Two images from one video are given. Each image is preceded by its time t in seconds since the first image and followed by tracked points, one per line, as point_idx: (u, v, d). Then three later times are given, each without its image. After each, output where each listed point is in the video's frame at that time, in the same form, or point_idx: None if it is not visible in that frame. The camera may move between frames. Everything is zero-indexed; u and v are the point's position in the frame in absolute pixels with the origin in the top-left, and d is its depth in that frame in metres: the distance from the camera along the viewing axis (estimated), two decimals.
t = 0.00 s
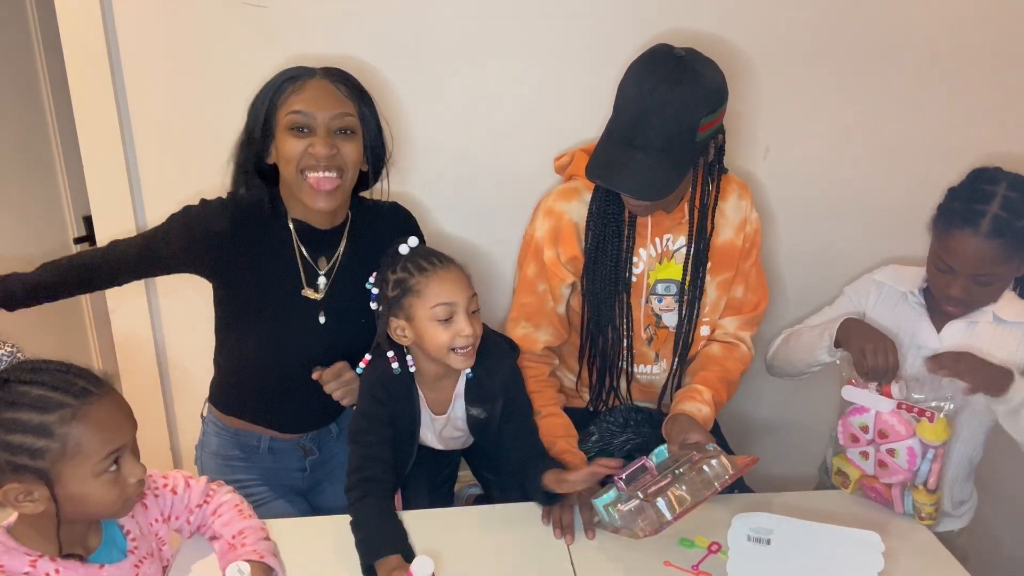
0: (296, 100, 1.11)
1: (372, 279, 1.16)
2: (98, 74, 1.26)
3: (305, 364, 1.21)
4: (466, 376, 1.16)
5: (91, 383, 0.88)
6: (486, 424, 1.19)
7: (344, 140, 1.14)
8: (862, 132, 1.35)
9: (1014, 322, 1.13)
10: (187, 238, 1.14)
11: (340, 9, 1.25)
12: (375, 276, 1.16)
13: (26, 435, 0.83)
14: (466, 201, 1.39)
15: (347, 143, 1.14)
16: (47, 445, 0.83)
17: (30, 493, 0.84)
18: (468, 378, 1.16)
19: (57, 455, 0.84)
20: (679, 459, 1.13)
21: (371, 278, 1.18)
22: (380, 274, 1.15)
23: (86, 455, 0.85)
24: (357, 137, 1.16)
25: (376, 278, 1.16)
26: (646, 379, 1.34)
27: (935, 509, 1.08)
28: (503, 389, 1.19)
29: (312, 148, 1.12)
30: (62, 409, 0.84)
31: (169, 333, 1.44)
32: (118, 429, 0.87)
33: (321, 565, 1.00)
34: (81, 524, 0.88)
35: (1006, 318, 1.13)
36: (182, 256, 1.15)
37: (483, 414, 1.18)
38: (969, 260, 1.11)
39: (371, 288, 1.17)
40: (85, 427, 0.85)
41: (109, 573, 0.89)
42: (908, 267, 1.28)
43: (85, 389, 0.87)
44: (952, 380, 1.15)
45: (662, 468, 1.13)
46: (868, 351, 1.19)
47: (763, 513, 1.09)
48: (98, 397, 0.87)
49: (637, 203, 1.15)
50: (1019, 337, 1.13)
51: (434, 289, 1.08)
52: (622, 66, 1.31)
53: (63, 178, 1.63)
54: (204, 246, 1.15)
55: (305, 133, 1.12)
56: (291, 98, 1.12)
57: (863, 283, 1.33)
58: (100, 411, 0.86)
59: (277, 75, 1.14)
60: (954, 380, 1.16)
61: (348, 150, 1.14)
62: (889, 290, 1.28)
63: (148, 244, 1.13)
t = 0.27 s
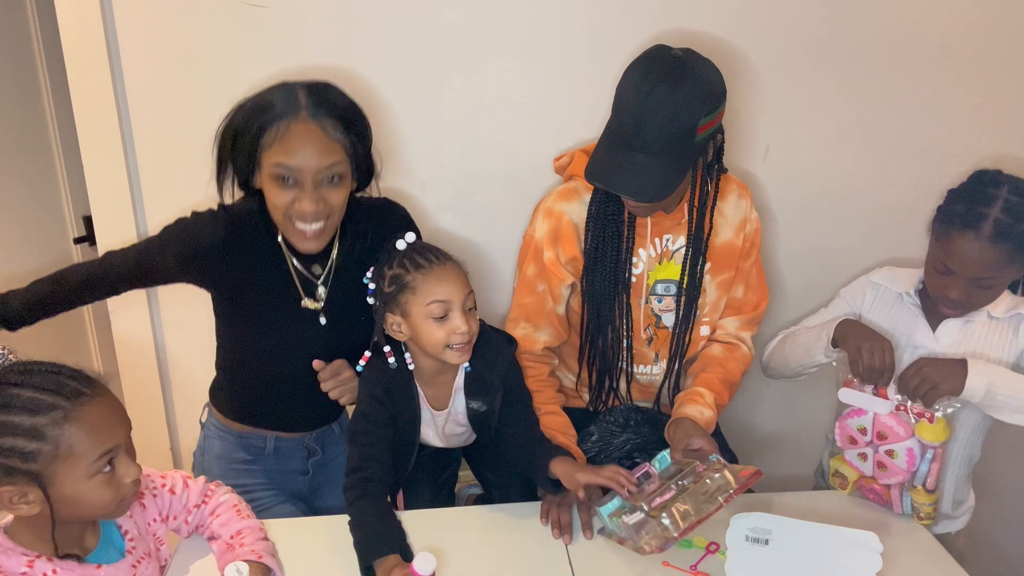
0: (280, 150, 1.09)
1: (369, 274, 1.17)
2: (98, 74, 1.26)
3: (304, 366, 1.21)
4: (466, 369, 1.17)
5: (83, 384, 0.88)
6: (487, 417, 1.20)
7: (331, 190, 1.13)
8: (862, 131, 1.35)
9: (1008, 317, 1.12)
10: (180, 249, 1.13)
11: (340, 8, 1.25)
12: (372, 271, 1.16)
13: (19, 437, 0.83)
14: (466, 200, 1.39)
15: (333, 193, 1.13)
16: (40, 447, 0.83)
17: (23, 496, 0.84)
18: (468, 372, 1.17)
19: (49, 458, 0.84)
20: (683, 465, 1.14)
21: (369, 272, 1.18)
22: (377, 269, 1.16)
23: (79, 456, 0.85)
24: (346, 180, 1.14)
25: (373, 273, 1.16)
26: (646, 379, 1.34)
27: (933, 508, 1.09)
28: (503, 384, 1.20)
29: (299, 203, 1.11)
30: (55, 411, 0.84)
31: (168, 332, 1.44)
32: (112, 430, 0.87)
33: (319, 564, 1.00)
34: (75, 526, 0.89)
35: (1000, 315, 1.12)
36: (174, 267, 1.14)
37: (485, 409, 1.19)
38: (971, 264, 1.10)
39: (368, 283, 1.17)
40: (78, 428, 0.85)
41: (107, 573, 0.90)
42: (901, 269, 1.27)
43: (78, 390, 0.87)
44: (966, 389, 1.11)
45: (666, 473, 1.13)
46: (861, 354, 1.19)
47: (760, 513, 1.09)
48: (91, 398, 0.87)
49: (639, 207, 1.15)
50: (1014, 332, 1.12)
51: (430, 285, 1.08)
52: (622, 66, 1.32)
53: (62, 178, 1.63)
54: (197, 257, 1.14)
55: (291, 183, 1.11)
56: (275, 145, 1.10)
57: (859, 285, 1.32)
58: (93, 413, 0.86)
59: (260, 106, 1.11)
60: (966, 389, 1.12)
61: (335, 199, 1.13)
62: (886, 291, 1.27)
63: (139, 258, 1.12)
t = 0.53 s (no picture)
0: (268, 90, 1.10)
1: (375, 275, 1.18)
2: (99, 74, 1.26)
3: (306, 353, 1.20)
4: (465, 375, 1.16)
5: (79, 385, 0.88)
6: (485, 418, 1.19)
7: (316, 116, 1.12)
8: (862, 132, 1.35)
9: (1003, 317, 1.14)
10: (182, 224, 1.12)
11: (341, 9, 1.25)
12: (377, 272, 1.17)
13: (13, 437, 0.83)
14: (466, 200, 1.39)
15: (320, 134, 1.12)
16: (34, 448, 0.83)
17: (19, 496, 0.84)
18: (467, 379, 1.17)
19: (43, 459, 0.84)
20: (671, 463, 1.13)
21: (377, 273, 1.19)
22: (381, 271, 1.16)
23: (74, 457, 0.85)
24: (334, 125, 1.14)
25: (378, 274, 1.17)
26: (646, 379, 1.33)
27: (932, 507, 1.09)
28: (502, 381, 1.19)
29: (284, 140, 1.09)
30: (49, 411, 0.84)
31: (168, 332, 1.44)
32: (107, 431, 0.87)
33: (318, 564, 1.01)
34: (72, 526, 0.89)
35: (995, 315, 1.14)
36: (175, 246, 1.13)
37: (484, 409, 1.19)
38: (964, 269, 1.10)
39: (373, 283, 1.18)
40: (73, 429, 0.85)
41: (104, 573, 0.89)
42: (894, 270, 1.27)
43: (73, 391, 0.87)
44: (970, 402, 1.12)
45: (653, 472, 1.12)
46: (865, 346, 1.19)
47: (759, 513, 1.09)
48: (87, 399, 0.87)
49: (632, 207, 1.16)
50: (1011, 332, 1.15)
51: (418, 297, 1.07)
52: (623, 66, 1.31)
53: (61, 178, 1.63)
54: (199, 234, 1.13)
55: (278, 125, 1.10)
56: (262, 85, 1.10)
57: (853, 287, 1.32)
58: (88, 413, 0.86)
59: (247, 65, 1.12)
60: (971, 403, 1.13)
61: (321, 142, 1.12)
62: (880, 292, 1.27)
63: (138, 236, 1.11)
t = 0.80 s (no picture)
0: (277, 101, 1.11)
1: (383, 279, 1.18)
2: (99, 74, 1.26)
3: (303, 364, 1.20)
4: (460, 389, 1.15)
5: (78, 384, 0.88)
6: (479, 428, 1.18)
7: (325, 129, 1.13)
8: (862, 132, 1.35)
9: (1000, 314, 1.15)
10: (173, 229, 1.09)
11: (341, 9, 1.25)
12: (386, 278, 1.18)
13: (12, 436, 0.83)
14: (466, 200, 1.39)
15: (329, 144, 1.13)
16: (32, 447, 0.83)
17: (17, 495, 0.84)
18: (462, 390, 1.15)
19: (41, 459, 0.83)
20: (663, 464, 1.11)
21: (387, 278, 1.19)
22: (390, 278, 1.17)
23: (73, 457, 0.84)
24: (343, 135, 1.15)
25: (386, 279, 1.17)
26: (645, 380, 1.34)
27: (932, 507, 1.09)
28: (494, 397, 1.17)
29: (295, 147, 1.11)
30: (48, 411, 0.84)
31: (168, 332, 1.44)
32: (105, 431, 0.87)
33: (318, 565, 1.00)
34: (71, 527, 0.89)
35: (993, 314, 1.15)
36: (165, 254, 1.09)
37: (475, 419, 1.17)
38: (956, 277, 1.11)
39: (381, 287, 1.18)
40: (71, 429, 0.84)
41: (104, 573, 0.89)
42: (890, 270, 1.27)
43: (72, 390, 0.87)
44: (968, 405, 1.12)
45: (643, 471, 1.10)
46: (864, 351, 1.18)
47: (760, 513, 1.09)
48: (86, 399, 0.87)
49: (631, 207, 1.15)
50: (1008, 330, 1.16)
51: (413, 309, 1.07)
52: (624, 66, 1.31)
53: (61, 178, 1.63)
54: (191, 240, 1.10)
55: (289, 133, 1.12)
56: (272, 97, 1.12)
57: (850, 288, 1.31)
58: (86, 413, 0.86)
59: (262, 75, 1.14)
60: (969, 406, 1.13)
61: (330, 150, 1.13)
62: (876, 293, 1.26)
63: (128, 238, 1.07)
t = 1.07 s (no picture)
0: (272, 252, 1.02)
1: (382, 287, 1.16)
2: (99, 74, 1.26)
3: (293, 365, 1.18)
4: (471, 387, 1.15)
5: (78, 385, 0.88)
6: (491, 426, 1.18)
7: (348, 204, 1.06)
8: (862, 132, 1.35)
9: (997, 313, 1.15)
10: (164, 239, 1.07)
11: (341, 9, 1.25)
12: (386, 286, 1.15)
13: (11, 436, 0.83)
14: (466, 200, 1.39)
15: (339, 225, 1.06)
16: (31, 447, 0.83)
17: (16, 494, 0.84)
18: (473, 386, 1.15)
19: (39, 459, 0.83)
20: (637, 514, 1.04)
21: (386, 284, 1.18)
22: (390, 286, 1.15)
23: (72, 457, 0.84)
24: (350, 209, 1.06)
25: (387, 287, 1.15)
26: (641, 380, 1.33)
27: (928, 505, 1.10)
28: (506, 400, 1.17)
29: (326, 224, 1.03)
30: (47, 411, 0.84)
31: (168, 333, 1.44)
32: (104, 432, 0.86)
33: (319, 565, 1.00)
34: (70, 527, 0.89)
35: (991, 313, 1.15)
36: (151, 262, 1.07)
37: (489, 416, 1.17)
38: (953, 281, 1.11)
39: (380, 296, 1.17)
40: (69, 429, 0.84)
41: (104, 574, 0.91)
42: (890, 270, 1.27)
43: (72, 391, 0.86)
44: (968, 406, 1.12)
45: (616, 519, 1.03)
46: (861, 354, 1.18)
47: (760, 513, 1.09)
48: (85, 399, 0.87)
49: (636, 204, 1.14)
50: (1005, 330, 1.16)
51: (443, 306, 1.07)
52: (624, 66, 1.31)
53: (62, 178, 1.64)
54: (182, 249, 1.07)
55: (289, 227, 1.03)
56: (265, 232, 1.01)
57: (848, 288, 1.32)
58: (85, 413, 0.86)
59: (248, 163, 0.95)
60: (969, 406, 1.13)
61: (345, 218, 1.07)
62: (875, 294, 1.27)
63: (115, 247, 1.04)
